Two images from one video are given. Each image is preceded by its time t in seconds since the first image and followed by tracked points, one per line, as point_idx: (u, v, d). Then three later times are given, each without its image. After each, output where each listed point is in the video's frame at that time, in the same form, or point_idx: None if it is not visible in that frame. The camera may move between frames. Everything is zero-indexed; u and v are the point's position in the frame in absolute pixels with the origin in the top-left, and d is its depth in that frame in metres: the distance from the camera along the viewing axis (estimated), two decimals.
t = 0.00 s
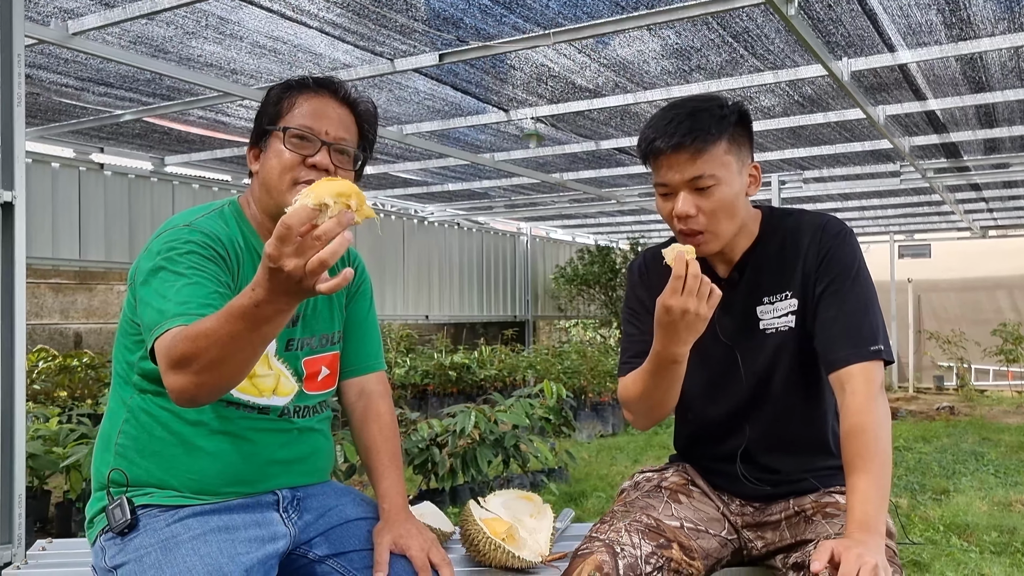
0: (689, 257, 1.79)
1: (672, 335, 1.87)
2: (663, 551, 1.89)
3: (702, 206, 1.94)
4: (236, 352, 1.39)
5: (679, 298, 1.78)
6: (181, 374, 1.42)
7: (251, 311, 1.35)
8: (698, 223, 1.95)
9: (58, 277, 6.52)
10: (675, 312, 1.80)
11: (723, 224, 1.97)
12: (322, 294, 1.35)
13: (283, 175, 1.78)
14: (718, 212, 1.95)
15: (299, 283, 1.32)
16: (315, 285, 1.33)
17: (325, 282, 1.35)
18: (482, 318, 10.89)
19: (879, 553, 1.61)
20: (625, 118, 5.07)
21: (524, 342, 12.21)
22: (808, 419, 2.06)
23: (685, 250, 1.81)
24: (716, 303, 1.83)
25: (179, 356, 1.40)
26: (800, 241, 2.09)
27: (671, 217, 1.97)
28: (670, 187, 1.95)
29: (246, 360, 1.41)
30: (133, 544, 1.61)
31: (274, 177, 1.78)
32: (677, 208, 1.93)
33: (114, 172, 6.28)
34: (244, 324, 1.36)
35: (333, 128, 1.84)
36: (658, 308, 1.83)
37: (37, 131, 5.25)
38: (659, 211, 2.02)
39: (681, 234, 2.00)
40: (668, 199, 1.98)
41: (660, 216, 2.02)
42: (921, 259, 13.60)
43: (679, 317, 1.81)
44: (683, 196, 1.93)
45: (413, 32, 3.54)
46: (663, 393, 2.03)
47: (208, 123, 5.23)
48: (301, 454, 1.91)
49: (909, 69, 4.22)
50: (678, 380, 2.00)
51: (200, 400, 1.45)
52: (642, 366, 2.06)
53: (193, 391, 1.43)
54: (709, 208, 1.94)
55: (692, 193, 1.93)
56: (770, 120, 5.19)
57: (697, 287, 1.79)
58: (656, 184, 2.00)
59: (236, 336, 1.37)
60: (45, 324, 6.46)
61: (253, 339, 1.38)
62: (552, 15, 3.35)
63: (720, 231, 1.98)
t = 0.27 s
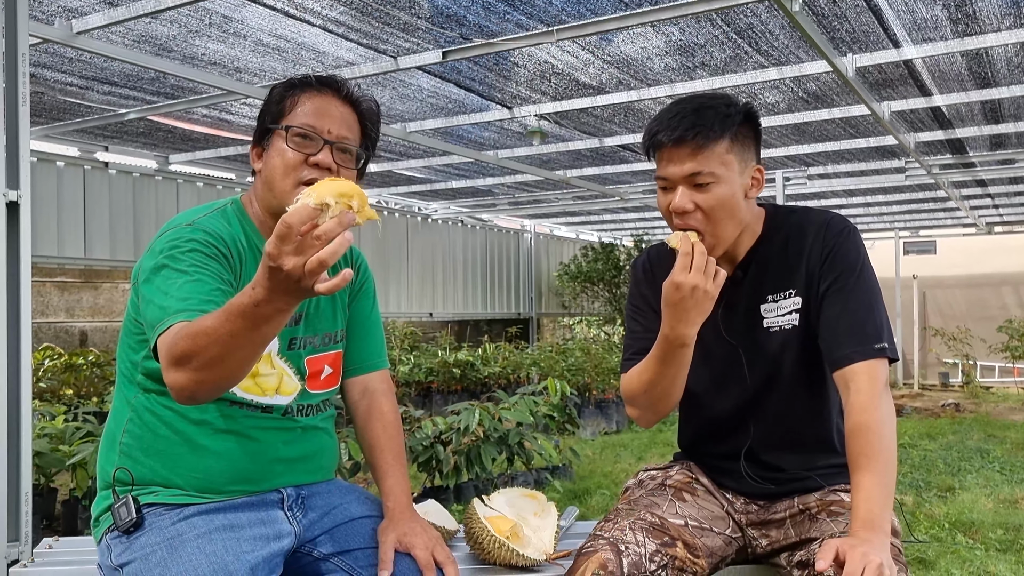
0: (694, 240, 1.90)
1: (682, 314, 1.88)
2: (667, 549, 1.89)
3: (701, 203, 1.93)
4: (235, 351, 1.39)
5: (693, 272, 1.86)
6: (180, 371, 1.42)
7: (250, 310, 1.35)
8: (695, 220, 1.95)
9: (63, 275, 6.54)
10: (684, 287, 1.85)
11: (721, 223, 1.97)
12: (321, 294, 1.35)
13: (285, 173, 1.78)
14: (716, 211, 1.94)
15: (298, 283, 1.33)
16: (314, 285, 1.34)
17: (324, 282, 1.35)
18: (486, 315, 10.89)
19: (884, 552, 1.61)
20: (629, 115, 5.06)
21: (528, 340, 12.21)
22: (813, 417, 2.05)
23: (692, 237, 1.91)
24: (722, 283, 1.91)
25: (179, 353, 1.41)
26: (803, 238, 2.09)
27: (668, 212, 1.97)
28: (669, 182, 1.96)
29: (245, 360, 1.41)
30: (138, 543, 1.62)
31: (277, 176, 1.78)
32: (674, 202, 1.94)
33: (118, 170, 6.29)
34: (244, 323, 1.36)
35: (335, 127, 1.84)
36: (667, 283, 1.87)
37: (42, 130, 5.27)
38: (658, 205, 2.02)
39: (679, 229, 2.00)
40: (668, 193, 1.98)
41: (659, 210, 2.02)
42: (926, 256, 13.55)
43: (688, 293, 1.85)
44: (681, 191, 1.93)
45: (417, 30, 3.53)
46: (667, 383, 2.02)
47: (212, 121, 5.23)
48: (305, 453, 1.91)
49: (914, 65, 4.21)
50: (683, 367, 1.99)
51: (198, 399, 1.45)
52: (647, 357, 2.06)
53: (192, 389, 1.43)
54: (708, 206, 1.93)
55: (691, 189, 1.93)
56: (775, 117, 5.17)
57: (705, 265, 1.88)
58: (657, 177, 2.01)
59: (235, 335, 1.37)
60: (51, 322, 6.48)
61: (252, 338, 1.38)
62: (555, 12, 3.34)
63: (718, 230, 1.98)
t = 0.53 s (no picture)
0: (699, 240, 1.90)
1: (684, 312, 1.87)
2: (667, 548, 1.89)
3: (700, 207, 1.93)
4: (230, 357, 1.39)
5: (696, 270, 1.84)
6: (175, 376, 1.42)
7: (246, 316, 1.35)
8: (695, 223, 1.95)
9: (66, 275, 6.55)
10: (690, 284, 1.84)
11: (720, 226, 1.96)
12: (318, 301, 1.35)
13: (284, 174, 1.78)
14: (717, 214, 1.93)
15: (295, 289, 1.33)
16: (311, 293, 1.34)
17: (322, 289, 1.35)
18: (487, 315, 10.89)
19: (885, 552, 1.61)
20: (630, 114, 5.06)
21: (529, 339, 12.21)
22: (814, 417, 2.05)
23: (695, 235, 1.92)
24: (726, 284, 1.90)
25: (174, 358, 1.41)
26: (804, 238, 2.08)
27: (668, 215, 1.96)
28: (669, 185, 1.95)
29: (240, 365, 1.41)
30: (138, 542, 1.62)
31: (276, 176, 1.78)
32: (674, 206, 1.93)
33: (120, 170, 6.30)
34: (239, 328, 1.36)
35: (334, 127, 1.84)
36: (673, 282, 1.86)
37: (45, 129, 5.28)
38: (658, 207, 2.01)
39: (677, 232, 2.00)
40: (667, 195, 1.97)
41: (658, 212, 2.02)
42: (929, 255, 13.53)
43: (693, 292, 1.85)
44: (680, 195, 1.92)
45: (418, 29, 3.53)
46: (667, 380, 2.01)
47: (214, 121, 5.24)
48: (305, 452, 1.91)
49: (917, 64, 4.20)
50: (683, 365, 1.97)
51: (193, 403, 1.46)
52: (648, 354, 2.05)
53: (187, 393, 1.43)
54: (708, 210, 1.92)
55: (691, 193, 1.92)
56: (777, 116, 5.16)
57: (713, 264, 1.86)
58: (656, 180, 1.99)
59: (231, 340, 1.37)
60: (53, 321, 6.49)
61: (249, 343, 1.38)
62: (557, 11, 3.34)
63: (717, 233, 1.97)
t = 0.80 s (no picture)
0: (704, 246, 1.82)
1: (680, 322, 1.86)
2: (666, 549, 1.89)
3: (708, 211, 1.92)
4: (230, 358, 1.39)
5: (689, 285, 1.79)
6: (175, 379, 1.42)
7: (246, 317, 1.35)
8: (703, 227, 1.94)
9: (66, 275, 6.55)
10: (684, 298, 1.80)
11: (728, 228, 1.96)
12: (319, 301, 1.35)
13: (282, 176, 1.78)
14: (725, 217, 1.93)
15: (295, 289, 1.32)
16: (311, 292, 1.33)
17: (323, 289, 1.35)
18: (487, 315, 10.89)
19: (885, 553, 1.61)
20: (630, 114, 5.06)
21: (529, 339, 12.21)
22: (813, 417, 2.05)
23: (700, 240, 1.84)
24: (725, 295, 1.84)
25: (174, 361, 1.41)
26: (803, 238, 2.08)
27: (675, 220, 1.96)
28: (675, 191, 1.93)
29: (240, 366, 1.41)
30: (137, 543, 1.62)
31: (275, 178, 1.78)
32: (682, 211, 1.92)
33: (120, 170, 6.29)
34: (240, 330, 1.36)
35: (333, 128, 1.84)
36: (669, 295, 1.83)
37: (44, 129, 5.27)
38: (663, 212, 2.00)
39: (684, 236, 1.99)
40: (673, 200, 1.96)
41: (664, 217, 2.01)
42: (929, 255, 13.53)
43: (689, 305, 1.81)
44: (689, 200, 1.91)
45: (418, 29, 3.53)
46: (664, 382, 2.02)
47: (214, 121, 5.24)
48: (304, 453, 1.91)
49: (917, 64, 4.20)
50: (680, 368, 1.98)
51: (193, 406, 1.46)
52: (646, 354, 2.04)
53: (187, 396, 1.43)
54: (716, 213, 1.92)
55: (699, 197, 1.91)
56: (776, 116, 5.16)
57: (709, 279, 1.79)
58: (661, 184, 1.98)
59: (232, 341, 1.37)
60: (53, 322, 6.49)
61: (248, 345, 1.38)
62: (556, 11, 3.34)
63: (726, 235, 1.97)
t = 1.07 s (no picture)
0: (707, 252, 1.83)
1: (683, 326, 1.87)
2: (668, 548, 1.89)
3: (712, 214, 1.92)
4: (233, 362, 1.39)
5: (691, 291, 1.79)
6: (178, 381, 1.43)
7: (250, 321, 1.35)
8: (707, 231, 1.94)
9: (66, 275, 6.55)
10: (686, 305, 1.81)
11: (731, 231, 1.96)
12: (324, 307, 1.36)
13: (287, 177, 1.78)
14: (728, 220, 1.94)
15: (300, 295, 1.33)
16: (317, 298, 1.34)
17: (328, 295, 1.36)
18: (487, 315, 10.90)
19: (887, 552, 1.61)
20: (630, 114, 5.07)
21: (529, 339, 12.22)
22: (814, 417, 2.06)
23: (706, 246, 1.84)
24: (728, 304, 1.84)
25: (177, 363, 1.41)
26: (805, 238, 2.08)
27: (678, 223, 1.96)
28: (678, 195, 1.93)
29: (244, 369, 1.41)
30: (141, 543, 1.62)
31: (279, 179, 1.78)
32: (686, 215, 1.92)
33: (120, 170, 6.29)
34: (244, 334, 1.37)
35: (337, 129, 1.84)
36: (672, 301, 1.84)
37: (44, 130, 5.28)
38: (665, 216, 2.00)
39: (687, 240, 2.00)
40: (676, 204, 1.96)
41: (666, 221, 2.01)
42: (928, 255, 13.54)
43: (691, 311, 1.82)
44: (693, 205, 1.91)
45: (418, 29, 3.53)
46: (665, 384, 2.02)
47: (214, 121, 5.24)
48: (306, 453, 1.92)
49: (916, 64, 4.20)
50: (682, 371, 1.99)
51: (195, 408, 1.46)
52: (648, 355, 2.05)
53: (190, 398, 1.43)
54: (720, 217, 1.92)
55: (702, 201, 1.91)
56: (776, 116, 5.17)
57: (711, 286, 1.80)
58: (663, 188, 1.98)
59: (236, 345, 1.38)
60: (53, 322, 6.49)
61: (252, 349, 1.39)
62: (556, 12, 3.34)
63: (729, 238, 1.98)
